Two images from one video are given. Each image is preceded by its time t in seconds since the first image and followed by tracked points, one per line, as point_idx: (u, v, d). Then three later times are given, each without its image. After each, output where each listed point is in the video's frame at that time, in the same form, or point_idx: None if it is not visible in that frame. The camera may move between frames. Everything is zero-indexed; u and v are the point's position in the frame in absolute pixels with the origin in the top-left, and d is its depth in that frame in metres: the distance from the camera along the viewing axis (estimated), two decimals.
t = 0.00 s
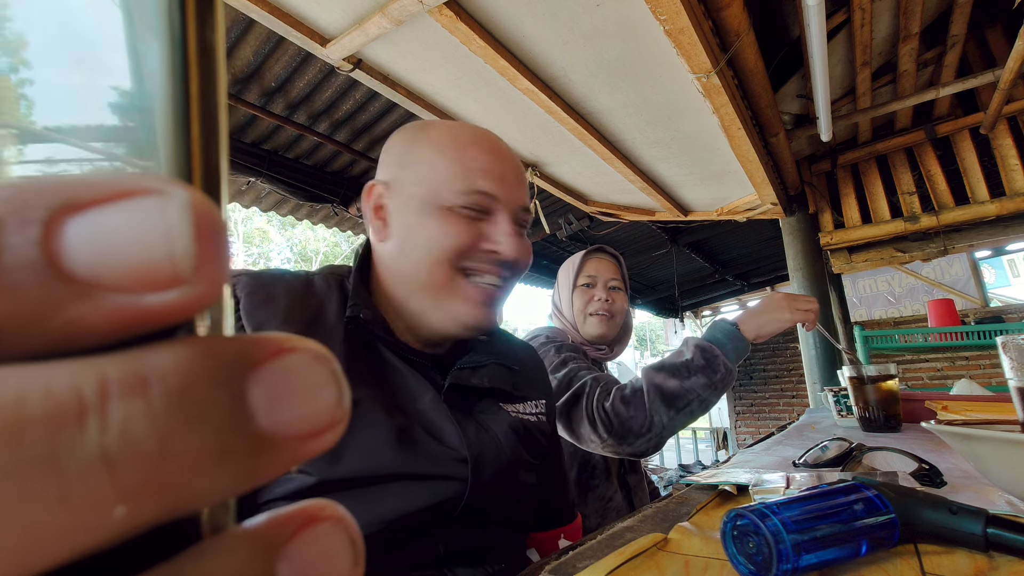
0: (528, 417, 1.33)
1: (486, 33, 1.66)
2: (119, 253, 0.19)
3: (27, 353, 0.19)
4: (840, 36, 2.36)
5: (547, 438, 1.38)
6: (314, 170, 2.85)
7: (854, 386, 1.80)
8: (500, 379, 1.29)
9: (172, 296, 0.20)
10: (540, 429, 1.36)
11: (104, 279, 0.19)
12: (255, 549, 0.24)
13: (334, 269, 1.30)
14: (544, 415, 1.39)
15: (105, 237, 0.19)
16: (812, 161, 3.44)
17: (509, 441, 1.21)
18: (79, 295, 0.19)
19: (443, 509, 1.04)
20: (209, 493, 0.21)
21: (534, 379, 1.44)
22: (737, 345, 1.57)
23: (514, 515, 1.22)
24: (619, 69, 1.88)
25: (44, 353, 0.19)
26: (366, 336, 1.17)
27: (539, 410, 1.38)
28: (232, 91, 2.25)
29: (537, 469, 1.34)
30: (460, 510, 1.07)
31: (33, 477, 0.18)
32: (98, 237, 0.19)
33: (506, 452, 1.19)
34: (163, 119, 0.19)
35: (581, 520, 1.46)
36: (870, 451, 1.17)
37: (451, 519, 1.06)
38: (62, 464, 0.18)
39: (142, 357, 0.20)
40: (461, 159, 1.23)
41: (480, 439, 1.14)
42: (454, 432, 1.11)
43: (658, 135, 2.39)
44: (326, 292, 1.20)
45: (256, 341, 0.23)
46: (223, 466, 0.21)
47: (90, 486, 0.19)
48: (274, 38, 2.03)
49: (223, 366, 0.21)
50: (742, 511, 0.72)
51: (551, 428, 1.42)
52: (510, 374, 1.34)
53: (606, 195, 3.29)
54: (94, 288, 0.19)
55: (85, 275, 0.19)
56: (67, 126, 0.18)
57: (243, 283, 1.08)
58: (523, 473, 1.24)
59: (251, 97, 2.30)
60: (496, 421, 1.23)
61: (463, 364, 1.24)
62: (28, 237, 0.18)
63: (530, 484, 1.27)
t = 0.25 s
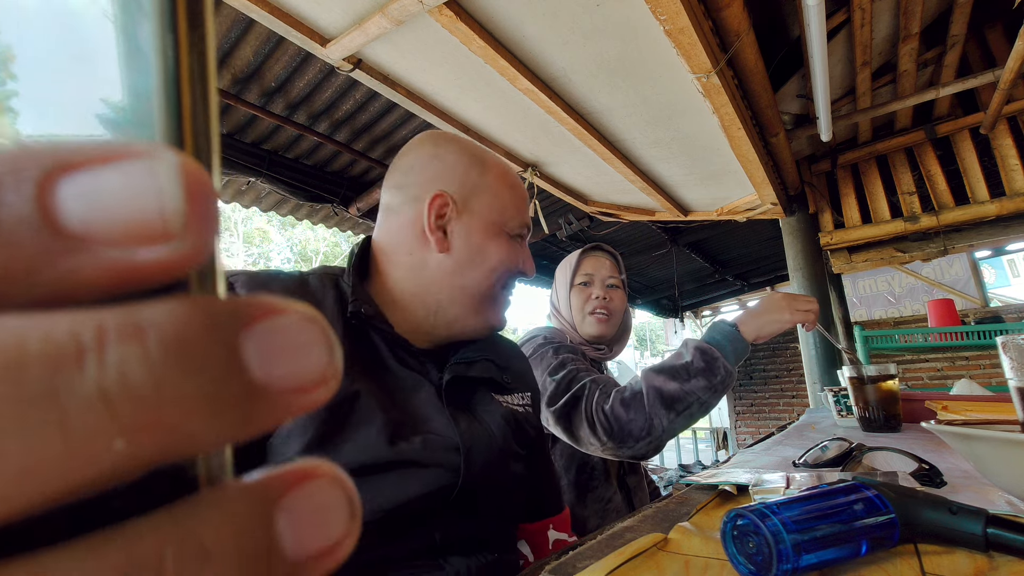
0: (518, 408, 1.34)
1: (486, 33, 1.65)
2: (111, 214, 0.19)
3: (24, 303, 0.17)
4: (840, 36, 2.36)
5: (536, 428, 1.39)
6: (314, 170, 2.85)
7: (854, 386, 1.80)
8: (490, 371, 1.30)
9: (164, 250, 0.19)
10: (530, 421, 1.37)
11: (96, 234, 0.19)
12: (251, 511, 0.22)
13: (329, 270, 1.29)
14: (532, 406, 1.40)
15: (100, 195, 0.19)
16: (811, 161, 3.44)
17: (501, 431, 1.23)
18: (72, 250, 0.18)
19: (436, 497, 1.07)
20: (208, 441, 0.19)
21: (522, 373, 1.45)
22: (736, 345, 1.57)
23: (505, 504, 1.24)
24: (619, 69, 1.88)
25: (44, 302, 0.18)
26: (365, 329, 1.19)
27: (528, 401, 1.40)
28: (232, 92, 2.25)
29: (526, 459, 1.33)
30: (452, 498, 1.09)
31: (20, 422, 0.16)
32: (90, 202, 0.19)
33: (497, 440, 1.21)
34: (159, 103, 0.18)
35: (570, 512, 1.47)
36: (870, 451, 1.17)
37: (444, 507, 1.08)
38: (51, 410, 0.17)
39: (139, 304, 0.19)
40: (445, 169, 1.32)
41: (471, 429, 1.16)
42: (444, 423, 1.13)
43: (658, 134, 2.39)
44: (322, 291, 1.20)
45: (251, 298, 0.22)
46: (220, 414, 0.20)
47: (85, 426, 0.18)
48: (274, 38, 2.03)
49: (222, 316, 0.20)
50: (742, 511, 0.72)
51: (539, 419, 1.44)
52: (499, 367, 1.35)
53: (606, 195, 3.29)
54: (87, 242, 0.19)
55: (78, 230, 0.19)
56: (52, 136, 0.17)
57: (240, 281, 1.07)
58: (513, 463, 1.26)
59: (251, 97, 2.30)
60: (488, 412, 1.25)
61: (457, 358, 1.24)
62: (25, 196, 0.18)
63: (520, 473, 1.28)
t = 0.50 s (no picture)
0: (516, 402, 1.38)
1: (486, 33, 1.66)
2: (91, 108, 0.20)
3: (26, 189, 0.20)
4: (841, 36, 2.36)
5: (535, 424, 1.42)
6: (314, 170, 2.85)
7: (854, 387, 1.80)
8: (489, 365, 1.35)
9: (141, 147, 0.21)
10: (528, 416, 1.41)
11: (80, 128, 0.20)
12: (238, 398, 0.23)
13: (334, 273, 1.33)
14: (531, 403, 1.44)
15: (79, 93, 0.20)
16: (812, 161, 3.44)
17: (500, 420, 1.26)
18: (56, 141, 0.20)
19: (442, 477, 1.07)
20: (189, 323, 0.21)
21: (521, 372, 1.49)
22: (737, 345, 1.57)
23: (509, 496, 1.24)
24: (619, 69, 1.88)
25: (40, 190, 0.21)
26: (371, 329, 1.19)
27: (526, 397, 1.44)
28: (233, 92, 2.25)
29: (523, 452, 1.36)
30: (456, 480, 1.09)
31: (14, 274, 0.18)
32: (73, 94, 0.20)
33: (497, 426, 1.23)
34: None
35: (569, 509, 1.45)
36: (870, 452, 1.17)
37: (450, 488, 1.09)
38: (45, 272, 0.19)
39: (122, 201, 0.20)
40: (448, 172, 1.31)
41: (474, 416, 1.18)
42: (447, 408, 1.14)
43: (658, 134, 2.38)
44: (329, 290, 1.23)
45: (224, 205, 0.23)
46: (199, 298, 0.22)
47: (74, 297, 0.19)
48: (274, 38, 2.03)
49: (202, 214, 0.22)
50: (742, 511, 0.72)
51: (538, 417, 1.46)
52: (498, 364, 1.39)
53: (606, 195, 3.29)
54: (70, 135, 0.20)
55: (61, 122, 0.20)
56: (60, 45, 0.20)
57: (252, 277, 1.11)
58: (513, 453, 1.28)
59: (251, 97, 2.30)
60: (488, 402, 1.27)
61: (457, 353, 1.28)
62: (10, 87, 0.19)
63: (521, 464, 1.31)
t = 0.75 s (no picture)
0: (524, 404, 1.39)
1: (486, 33, 1.66)
2: (110, 60, 0.22)
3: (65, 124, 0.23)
4: (841, 36, 2.36)
5: (541, 427, 1.44)
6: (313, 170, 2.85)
7: (854, 387, 1.80)
8: (496, 368, 1.37)
9: (156, 95, 0.23)
10: (535, 419, 1.42)
11: (108, 79, 0.22)
12: (224, 310, 0.24)
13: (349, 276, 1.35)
14: (538, 406, 1.45)
15: (103, 53, 0.22)
16: (812, 161, 3.44)
17: (507, 420, 1.27)
18: (88, 89, 0.22)
19: (448, 472, 1.07)
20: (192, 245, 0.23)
21: (529, 376, 1.50)
22: (738, 345, 1.56)
23: (513, 500, 1.24)
24: (619, 69, 1.89)
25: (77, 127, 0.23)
26: (382, 330, 1.19)
27: (534, 401, 1.45)
28: (232, 92, 2.25)
29: (528, 454, 1.37)
30: (461, 476, 1.09)
31: (47, 186, 0.21)
32: (101, 52, 0.22)
33: (503, 426, 1.24)
34: None
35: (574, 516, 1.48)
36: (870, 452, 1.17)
37: (455, 484, 1.09)
38: (71, 190, 0.21)
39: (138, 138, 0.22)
40: (448, 173, 1.37)
41: (479, 414, 1.20)
42: (455, 404, 1.16)
43: (658, 134, 2.38)
44: (343, 290, 1.25)
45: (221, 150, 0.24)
46: (196, 222, 0.23)
47: (89, 208, 0.21)
48: (274, 38, 2.02)
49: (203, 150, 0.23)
50: (742, 511, 0.72)
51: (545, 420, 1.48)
52: (505, 368, 1.41)
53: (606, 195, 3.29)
54: (97, 82, 0.22)
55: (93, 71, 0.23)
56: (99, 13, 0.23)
57: (274, 277, 1.12)
58: (517, 453, 1.29)
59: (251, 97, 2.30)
60: (495, 403, 1.29)
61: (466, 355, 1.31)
62: (55, 45, 0.22)
63: (526, 465, 1.32)
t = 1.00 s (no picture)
0: (533, 407, 1.39)
1: (486, 33, 1.66)
2: (80, 65, 0.22)
3: (29, 133, 0.23)
4: (841, 36, 2.36)
5: (549, 431, 1.44)
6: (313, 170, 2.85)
7: (854, 387, 1.80)
8: (507, 371, 1.36)
9: (124, 101, 0.23)
10: (544, 422, 1.42)
11: (73, 83, 0.23)
12: (202, 324, 0.24)
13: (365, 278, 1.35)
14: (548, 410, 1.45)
15: (72, 56, 0.22)
16: (812, 161, 3.44)
17: (517, 422, 1.28)
18: (51, 94, 0.23)
19: (460, 472, 1.08)
20: (162, 261, 0.23)
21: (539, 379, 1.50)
22: (738, 345, 1.56)
23: (517, 502, 1.25)
24: (620, 69, 1.89)
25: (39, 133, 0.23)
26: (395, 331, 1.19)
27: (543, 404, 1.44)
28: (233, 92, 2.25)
29: (535, 457, 1.37)
30: (471, 476, 1.10)
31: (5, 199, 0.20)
32: (68, 59, 0.22)
33: (512, 427, 1.25)
34: None
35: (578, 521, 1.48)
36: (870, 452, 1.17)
37: (465, 484, 1.09)
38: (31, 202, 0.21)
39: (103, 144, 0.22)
40: (464, 180, 1.38)
41: (490, 415, 1.20)
42: (467, 405, 1.16)
43: (659, 134, 2.38)
44: (360, 292, 1.24)
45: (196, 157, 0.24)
46: (166, 232, 0.23)
47: (54, 221, 0.21)
48: (274, 38, 2.02)
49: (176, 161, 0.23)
50: (742, 511, 0.72)
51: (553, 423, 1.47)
52: (516, 370, 1.41)
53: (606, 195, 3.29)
54: (64, 89, 0.23)
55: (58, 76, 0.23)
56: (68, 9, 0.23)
57: (295, 278, 1.11)
58: (524, 456, 1.29)
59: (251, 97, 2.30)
60: (506, 406, 1.29)
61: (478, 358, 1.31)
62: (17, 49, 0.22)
63: (532, 467, 1.32)
